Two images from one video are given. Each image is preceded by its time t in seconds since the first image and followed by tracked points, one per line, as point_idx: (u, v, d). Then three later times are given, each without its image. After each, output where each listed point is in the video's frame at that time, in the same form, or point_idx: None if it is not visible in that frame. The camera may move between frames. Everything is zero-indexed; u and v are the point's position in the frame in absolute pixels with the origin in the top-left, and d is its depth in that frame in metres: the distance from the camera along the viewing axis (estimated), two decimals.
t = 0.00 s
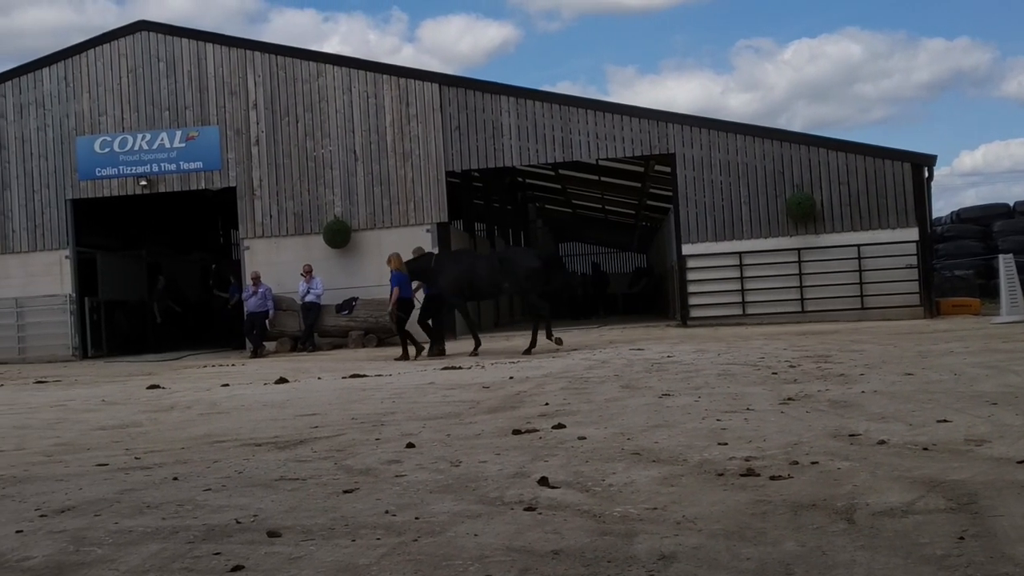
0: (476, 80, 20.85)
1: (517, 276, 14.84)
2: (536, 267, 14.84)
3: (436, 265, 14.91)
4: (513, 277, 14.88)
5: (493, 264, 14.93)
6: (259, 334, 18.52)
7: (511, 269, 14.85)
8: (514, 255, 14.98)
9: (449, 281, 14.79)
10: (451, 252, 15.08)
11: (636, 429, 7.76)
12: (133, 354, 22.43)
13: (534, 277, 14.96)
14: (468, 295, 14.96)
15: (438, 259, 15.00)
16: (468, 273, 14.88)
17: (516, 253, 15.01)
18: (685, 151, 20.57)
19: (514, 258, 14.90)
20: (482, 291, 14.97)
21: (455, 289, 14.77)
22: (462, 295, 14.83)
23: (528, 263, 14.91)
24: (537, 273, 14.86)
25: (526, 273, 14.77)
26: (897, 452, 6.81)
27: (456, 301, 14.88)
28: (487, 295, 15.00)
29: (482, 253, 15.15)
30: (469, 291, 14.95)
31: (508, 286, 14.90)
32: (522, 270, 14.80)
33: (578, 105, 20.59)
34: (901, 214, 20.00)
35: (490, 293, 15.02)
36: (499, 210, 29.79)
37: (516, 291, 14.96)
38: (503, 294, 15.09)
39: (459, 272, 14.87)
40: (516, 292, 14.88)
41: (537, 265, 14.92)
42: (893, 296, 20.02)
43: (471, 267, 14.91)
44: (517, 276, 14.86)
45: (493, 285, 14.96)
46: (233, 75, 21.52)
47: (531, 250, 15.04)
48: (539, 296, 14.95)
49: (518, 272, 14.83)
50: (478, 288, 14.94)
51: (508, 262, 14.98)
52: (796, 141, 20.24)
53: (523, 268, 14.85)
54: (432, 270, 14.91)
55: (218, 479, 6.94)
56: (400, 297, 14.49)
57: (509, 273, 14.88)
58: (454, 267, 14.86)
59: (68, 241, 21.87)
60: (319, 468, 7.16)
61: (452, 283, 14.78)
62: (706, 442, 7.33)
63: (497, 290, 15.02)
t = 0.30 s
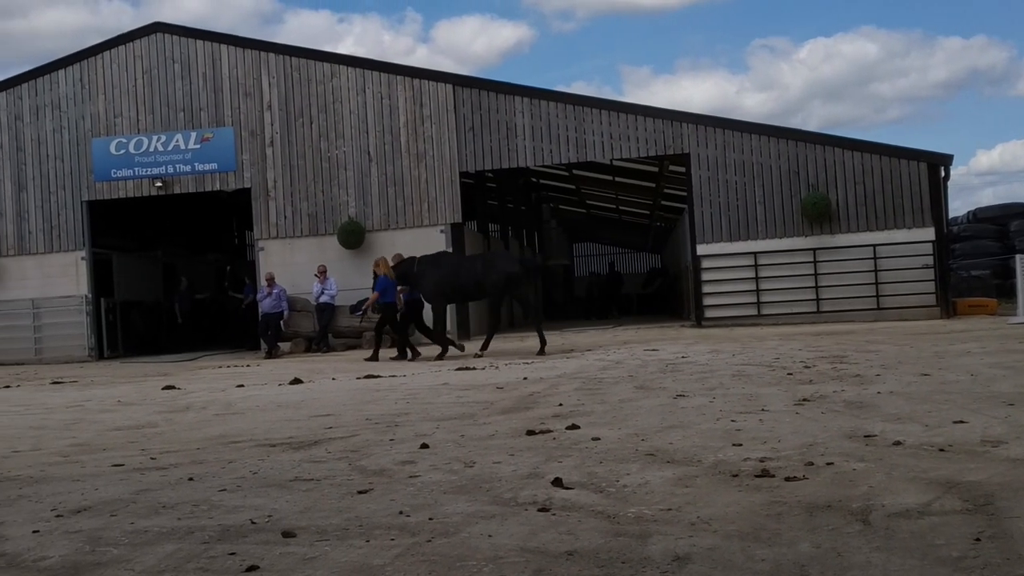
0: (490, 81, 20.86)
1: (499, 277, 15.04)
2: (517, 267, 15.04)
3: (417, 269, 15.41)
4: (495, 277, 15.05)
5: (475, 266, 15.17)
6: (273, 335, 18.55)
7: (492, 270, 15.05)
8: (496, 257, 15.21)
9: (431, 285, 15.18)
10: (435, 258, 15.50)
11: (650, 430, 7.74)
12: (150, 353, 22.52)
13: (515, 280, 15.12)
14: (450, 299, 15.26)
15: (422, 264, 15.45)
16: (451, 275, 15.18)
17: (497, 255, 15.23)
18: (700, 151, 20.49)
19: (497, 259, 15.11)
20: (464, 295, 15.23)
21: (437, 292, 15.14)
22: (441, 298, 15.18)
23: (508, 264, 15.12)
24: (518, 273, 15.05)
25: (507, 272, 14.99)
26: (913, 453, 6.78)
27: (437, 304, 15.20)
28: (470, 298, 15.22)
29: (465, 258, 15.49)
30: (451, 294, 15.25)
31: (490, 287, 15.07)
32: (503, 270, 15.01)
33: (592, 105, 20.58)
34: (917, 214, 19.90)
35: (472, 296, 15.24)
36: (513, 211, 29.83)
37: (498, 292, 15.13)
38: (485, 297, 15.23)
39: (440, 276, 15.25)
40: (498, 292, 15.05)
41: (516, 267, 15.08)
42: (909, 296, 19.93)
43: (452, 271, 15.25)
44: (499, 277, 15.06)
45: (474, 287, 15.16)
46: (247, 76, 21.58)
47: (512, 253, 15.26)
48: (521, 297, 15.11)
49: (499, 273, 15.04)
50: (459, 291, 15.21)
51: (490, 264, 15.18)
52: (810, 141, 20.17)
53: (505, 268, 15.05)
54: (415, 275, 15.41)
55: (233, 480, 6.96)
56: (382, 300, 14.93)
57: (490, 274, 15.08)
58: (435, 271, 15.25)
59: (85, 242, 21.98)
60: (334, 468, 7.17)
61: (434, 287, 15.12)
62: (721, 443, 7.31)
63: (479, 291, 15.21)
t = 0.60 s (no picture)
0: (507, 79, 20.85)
1: (485, 274, 14.97)
2: (503, 264, 14.97)
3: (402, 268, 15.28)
4: (482, 276, 14.97)
5: (461, 264, 15.08)
6: (292, 333, 18.60)
7: (478, 268, 14.97)
8: (483, 255, 15.12)
9: (414, 282, 15.11)
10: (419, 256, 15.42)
11: (669, 428, 7.73)
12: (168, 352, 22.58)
13: (500, 276, 15.00)
14: (435, 298, 15.18)
15: (408, 263, 15.36)
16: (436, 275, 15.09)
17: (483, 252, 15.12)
18: (719, 148, 20.47)
19: (484, 257, 15.01)
20: (450, 294, 15.16)
21: (420, 291, 15.09)
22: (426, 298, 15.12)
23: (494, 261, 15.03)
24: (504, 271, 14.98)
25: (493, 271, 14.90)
26: (933, 451, 6.74)
27: (423, 303, 15.14)
28: (456, 297, 15.15)
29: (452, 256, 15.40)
30: (437, 294, 15.18)
31: (476, 285, 14.98)
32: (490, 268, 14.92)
33: (611, 103, 20.55)
34: (937, 211, 19.83)
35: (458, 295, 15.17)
36: (531, 209, 29.88)
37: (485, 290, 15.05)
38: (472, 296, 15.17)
39: (426, 275, 15.17)
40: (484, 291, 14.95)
41: (501, 264, 14.98)
42: (929, 293, 19.90)
43: (438, 270, 15.16)
44: (485, 275, 14.97)
45: (461, 286, 15.08)
46: (265, 75, 21.63)
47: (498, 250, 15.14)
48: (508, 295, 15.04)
49: (486, 270, 14.97)
50: (444, 290, 15.13)
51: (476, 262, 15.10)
52: (829, 138, 20.10)
53: (490, 266, 14.97)
54: (401, 273, 15.29)
55: (253, 478, 6.98)
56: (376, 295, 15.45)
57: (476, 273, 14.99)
58: (421, 270, 15.17)
59: (104, 241, 22.06)
60: (353, 466, 7.18)
61: (419, 284, 15.10)
62: (740, 441, 7.29)
63: (465, 290, 15.12)
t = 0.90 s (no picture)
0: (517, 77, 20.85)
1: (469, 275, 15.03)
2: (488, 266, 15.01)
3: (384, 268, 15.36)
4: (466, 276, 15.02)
5: (446, 265, 15.09)
6: (303, 332, 18.58)
7: (462, 268, 15.01)
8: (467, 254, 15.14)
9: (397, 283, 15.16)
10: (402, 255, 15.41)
11: (680, 425, 7.71)
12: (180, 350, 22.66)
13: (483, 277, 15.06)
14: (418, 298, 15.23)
15: (390, 261, 15.43)
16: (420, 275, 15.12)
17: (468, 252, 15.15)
18: (730, 145, 20.42)
19: (468, 257, 15.02)
20: (434, 295, 15.20)
21: (403, 292, 15.14)
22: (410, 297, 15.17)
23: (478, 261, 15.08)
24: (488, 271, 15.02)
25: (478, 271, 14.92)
26: (947, 448, 6.71)
27: (406, 303, 15.21)
28: (439, 297, 15.19)
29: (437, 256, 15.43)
30: (420, 294, 15.22)
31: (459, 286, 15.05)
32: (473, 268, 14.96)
33: (621, 100, 20.52)
34: (949, 207, 19.76)
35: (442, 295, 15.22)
36: (542, 207, 29.88)
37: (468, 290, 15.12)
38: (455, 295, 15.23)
39: (409, 275, 15.22)
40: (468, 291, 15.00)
41: (485, 264, 15.00)
42: (942, 290, 19.84)
43: (422, 270, 15.20)
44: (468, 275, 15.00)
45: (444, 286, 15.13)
46: (276, 74, 21.67)
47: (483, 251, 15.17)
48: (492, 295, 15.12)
49: (468, 271, 15.01)
50: (428, 290, 15.17)
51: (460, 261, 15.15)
52: (841, 134, 20.03)
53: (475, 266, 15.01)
54: (383, 272, 15.34)
55: (265, 476, 6.99)
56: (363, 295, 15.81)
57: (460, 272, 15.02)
58: (405, 269, 15.21)
59: (116, 240, 22.15)
60: (364, 464, 7.19)
61: (402, 284, 15.15)
62: (752, 438, 7.27)
63: (449, 290, 15.18)
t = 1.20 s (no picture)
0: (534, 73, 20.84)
1: (457, 274, 15.84)
2: (475, 264, 15.93)
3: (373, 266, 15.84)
4: (455, 274, 15.82)
5: (435, 265, 15.82)
6: (320, 328, 18.65)
7: (451, 267, 15.79)
8: (455, 254, 15.97)
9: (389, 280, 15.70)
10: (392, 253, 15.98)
11: (698, 421, 7.70)
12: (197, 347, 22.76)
13: (471, 276, 15.91)
14: (408, 296, 15.89)
15: (379, 260, 15.94)
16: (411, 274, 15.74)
17: (455, 252, 15.99)
18: (746, 139, 20.36)
19: (457, 257, 15.87)
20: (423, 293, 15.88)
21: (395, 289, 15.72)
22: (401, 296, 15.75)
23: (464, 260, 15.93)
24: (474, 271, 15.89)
25: (467, 271, 15.79)
26: (966, 444, 6.67)
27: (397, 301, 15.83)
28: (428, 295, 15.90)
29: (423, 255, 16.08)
30: (409, 292, 15.89)
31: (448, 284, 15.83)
32: (463, 267, 15.81)
33: (638, 95, 20.49)
34: (969, 202, 19.62)
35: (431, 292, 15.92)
36: (558, 202, 29.87)
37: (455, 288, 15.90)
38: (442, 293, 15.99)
39: (399, 274, 15.81)
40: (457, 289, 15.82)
41: (474, 263, 15.91)
42: (963, 285, 19.62)
43: (413, 269, 15.83)
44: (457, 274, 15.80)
45: (434, 284, 15.83)
46: (292, 71, 21.72)
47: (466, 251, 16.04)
48: (477, 293, 15.98)
49: (459, 269, 15.83)
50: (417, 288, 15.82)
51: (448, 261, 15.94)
52: (859, 128, 19.94)
53: (463, 266, 15.85)
54: (374, 269, 15.82)
55: (282, 472, 7.01)
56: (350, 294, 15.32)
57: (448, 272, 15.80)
58: (396, 268, 15.79)
59: (134, 238, 22.27)
60: (381, 461, 7.20)
61: (394, 283, 15.73)
62: (770, 434, 7.25)
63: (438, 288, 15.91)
